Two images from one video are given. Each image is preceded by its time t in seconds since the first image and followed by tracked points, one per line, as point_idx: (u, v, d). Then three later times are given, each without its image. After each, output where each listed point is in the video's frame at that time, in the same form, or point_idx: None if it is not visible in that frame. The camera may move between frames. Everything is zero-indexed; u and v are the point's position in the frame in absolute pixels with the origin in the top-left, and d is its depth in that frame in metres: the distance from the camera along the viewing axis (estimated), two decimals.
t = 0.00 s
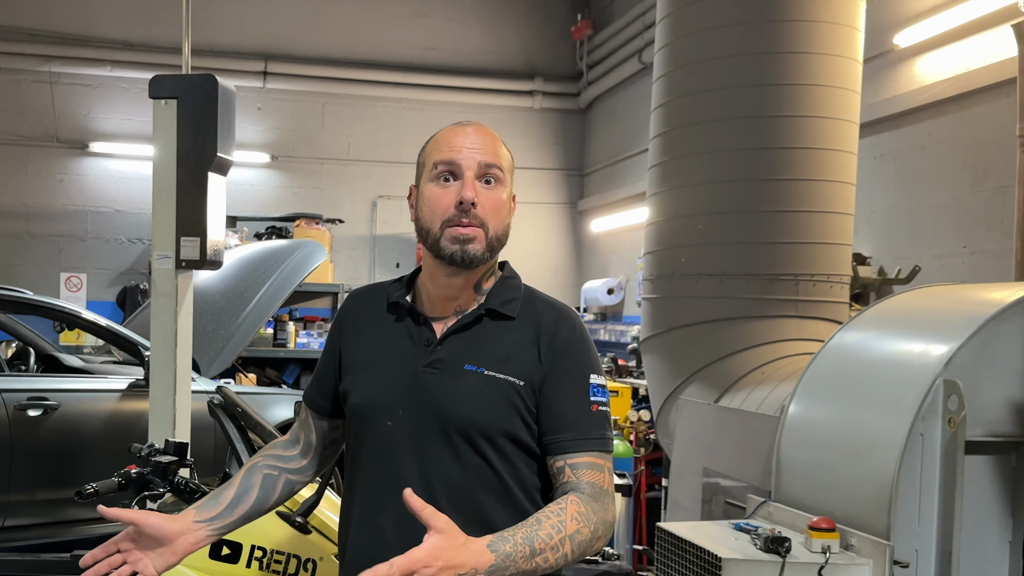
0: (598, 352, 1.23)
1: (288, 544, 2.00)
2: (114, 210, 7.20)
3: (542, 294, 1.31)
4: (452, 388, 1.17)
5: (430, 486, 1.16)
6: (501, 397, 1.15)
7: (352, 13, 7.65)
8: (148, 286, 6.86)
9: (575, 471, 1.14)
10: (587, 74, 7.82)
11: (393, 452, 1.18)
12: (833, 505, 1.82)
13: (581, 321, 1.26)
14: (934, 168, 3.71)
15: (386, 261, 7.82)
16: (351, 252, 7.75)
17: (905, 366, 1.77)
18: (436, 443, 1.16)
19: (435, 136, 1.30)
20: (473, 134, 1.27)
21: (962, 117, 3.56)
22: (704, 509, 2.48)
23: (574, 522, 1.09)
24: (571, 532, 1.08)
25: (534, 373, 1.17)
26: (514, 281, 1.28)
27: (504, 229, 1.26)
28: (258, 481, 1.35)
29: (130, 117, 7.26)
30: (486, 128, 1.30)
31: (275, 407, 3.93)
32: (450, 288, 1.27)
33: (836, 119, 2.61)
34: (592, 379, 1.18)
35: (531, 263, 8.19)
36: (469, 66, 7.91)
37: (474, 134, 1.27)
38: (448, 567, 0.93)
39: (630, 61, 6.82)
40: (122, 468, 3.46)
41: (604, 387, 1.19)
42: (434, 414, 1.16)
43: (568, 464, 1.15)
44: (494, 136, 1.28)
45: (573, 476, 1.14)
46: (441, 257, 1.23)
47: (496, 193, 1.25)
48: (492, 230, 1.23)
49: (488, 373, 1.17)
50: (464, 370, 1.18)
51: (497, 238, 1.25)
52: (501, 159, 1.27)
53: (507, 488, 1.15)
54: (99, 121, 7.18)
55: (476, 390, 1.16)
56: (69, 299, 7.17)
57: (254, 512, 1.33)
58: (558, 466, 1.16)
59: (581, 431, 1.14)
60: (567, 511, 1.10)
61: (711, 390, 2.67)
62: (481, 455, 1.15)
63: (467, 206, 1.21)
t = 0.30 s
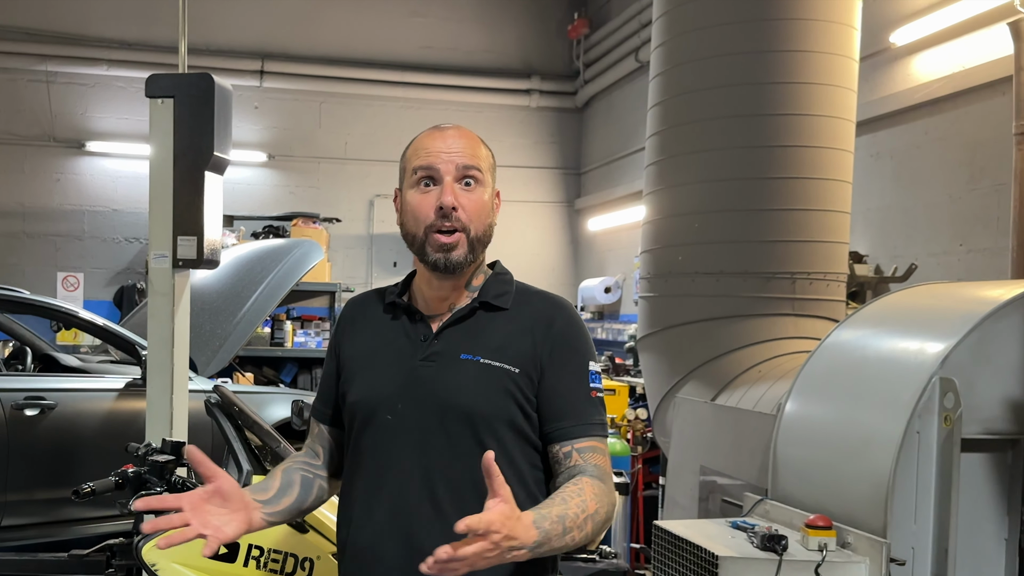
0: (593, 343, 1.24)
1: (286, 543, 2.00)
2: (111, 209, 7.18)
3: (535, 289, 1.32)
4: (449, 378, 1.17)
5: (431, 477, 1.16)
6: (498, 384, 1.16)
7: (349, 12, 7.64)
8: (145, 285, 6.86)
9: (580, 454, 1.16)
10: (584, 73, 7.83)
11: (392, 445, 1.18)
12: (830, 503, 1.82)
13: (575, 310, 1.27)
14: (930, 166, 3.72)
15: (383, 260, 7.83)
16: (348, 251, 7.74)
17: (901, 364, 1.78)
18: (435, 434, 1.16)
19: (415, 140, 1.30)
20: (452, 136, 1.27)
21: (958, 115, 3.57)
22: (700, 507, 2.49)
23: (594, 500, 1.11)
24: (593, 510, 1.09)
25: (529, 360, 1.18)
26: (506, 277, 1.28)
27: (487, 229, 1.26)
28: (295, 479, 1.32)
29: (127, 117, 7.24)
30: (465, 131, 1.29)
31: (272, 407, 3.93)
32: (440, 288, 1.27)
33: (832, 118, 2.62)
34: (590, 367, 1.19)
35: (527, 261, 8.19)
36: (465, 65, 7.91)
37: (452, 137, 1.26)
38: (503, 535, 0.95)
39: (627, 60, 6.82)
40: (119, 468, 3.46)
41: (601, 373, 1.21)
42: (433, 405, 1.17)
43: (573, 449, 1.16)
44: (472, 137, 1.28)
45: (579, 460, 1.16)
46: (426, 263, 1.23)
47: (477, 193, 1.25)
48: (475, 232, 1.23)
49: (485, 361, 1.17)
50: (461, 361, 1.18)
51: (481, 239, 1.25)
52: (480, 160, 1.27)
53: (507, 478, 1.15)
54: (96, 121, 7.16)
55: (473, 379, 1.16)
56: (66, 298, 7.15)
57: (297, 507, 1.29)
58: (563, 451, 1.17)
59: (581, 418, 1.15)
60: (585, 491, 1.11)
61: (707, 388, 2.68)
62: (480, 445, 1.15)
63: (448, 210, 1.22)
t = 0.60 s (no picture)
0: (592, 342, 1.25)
1: (284, 543, 2.01)
2: (108, 207, 7.17)
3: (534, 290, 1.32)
4: (453, 379, 1.17)
5: (435, 476, 1.15)
6: (501, 385, 1.16)
7: (347, 10, 7.63)
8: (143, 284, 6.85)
9: (582, 455, 1.17)
10: (582, 71, 7.82)
11: (396, 445, 1.17)
12: (830, 502, 1.82)
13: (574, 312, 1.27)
14: (928, 165, 3.72)
15: (381, 258, 7.82)
16: (347, 250, 7.73)
17: (900, 363, 1.78)
18: (438, 433, 1.16)
19: (411, 144, 1.30)
20: (449, 140, 1.26)
21: (956, 113, 3.57)
22: (700, 505, 2.50)
23: (598, 500, 1.12)
24: (598, 508, 1.12)
25: (531, 362, 1.18)
26: (505, 278, 1.28)
27: (485, 232, 1.26)
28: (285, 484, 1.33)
29: (124, 115, 7.22)
30: (461, 134, 1.29)
31: (270, 405, 3.92)
32: (439, 290, 1.27)
33: (830, 116, 2.62)
34: (589, 368, 1.19)
35: (526, 260, 8.19)
36: (463, 63, 7.90)
37: (449, 140, 1.26)
38: (515, 538, 0.96)
39: (625, 58, 6.82)
40: (117, 467, 3.45)
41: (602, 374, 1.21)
42: (436, 405, 1.16)
43: (575, 449, 1.17)
44: (468, 140, 1.27)
45: (582, 462, 1.16)
46: (426, 266, 1.23)
47: (475, 197, 1.25)
48: (473, 235, 1.23)
49: (487, 362, 1.17)
50: (463, 361, 1.18)
51: (480, 241, 1.25)
52: (476, 163, 1.26)
53: (509, 476, 1.15)
54: (93, 119, 7.14)
55: (476, 380, 1.16)
56: (63, 297, 7.13)
57: (288, 515, 1.31)
58: (565, 452, 1.18)
59: (581, 418, 1.16)
60: (588, 490, 1.12)
61: (705, 387, 2.67)
62: (484, 444, 1.15)
63: (447, 214, 1.21)
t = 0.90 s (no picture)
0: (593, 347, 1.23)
1: (279, 540, 2.00)
2: (105, 206, 7.15)
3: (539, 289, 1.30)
4: (449, 381, 1.17)
5: (432, 479, 1.17)
6: (498, 388, 1.16)
7: (344, 9, 7.63)
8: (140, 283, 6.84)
9: (569, 456, 1.13)
10: (579, 71, 7.82)
11: (395, 447, 1.19)
12: (825, 501, 1.83)
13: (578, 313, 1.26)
14: (924, 164, 3.74)
15: (378, 257, 7.81)
16: (343, 248, 7.73)
17: (895, 362, 1.79)
18: (435, 436, 1.17)
19: (399, 148, 1.30)
20: (438, 138, 1.27)
21: (951, 113, 3.58)
22: (695, 504, 2.51)
23: (563, 501, 1.07)
24: (559, 507, 1.07)
25: (528, 365, 1.17)
26: (507, 276, 1.27)
27: (486, 222, 1.26)
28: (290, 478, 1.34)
29: (121, 113, 7.20)
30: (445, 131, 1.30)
31: (266, 404, 3.92)
32: (442, 287, 1.26)
33: (826, 116, 2.63)
34: (585, 368, 1.17)
35: (522, 259, 8.20)
36: (460, 62, 7.90)
37: (436, 138, 1.27)
38: (427, 526, 0.95)
39: (622, 57, 6.82)
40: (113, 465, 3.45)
41: (598, 375, 1.17)
42: (432, 407, 1.17)
43: (562, 449, 1.13)
44: (456, 136, 1.28)
45: (568, 461, 1.12)
46: (433, 262, 1.22)
47: (471, 188, 1.25)
48: (475, 225, 1.24)
49: (484, 365, 1.17)
50: (460, 364, 1.18)
51: (482, 231, 1.25)
52: (467, 157, 1.27)
53: (506, 478, 1.16)
54: (89, 117, 7.12)
55: (472, 382, 1.16)
56: (59, 295, 7.12)
57: (292, 508, 1.31)
58: (552, 452, 1.15)
59: (570, 419, 1.14)
60: (555, 489, 1.08)
61: (701, 386, 2.68)
62: (481, 446, 1.16)
63: (447, 207, 1.22)
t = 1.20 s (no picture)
0: (581, 347, 1.19)
1: (277, 539, 2.00)
2: (101, 203, 7.14)
3: (533, 285, 1.26)
4: (435, 384, 1.16)
5: (422, 482, 1.17)
6: (481, 390, 1.14)
7: (341, 7, 7.62)
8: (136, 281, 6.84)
9: (512, 450, 1.09)
10: (576, 69, 7.83)
11: (386, 451, 1.19)
12: (820, 500, 1.84)
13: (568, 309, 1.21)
14: (920, 164, 3.75)
15: (375, 255, 7.80)
16: (340, 247, 7.72)
17: (892, 361, 1.79)
18: (423, 439, 1.17)
19: (394, 153, 1.25)
20: (434, 147, 1.22)
21: (948, 113, 3.59)
22: (690, 502, 2.52)
23: (472, 495, 1.05)
24: (462, 500, 1.04)
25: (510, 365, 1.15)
26: (503, 277, 1.24)
27: (485, 231, 1.25)
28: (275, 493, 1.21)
29: (117, 110, 7.18)
30: (439, 135, 1.25)
31: (263, 402, 3.92)
32: (436, 291, 1.25)
33: (823, 115, 2.64)
34: (551, 364, 1.13)
35: (519, 258, 8.21)
36: (457, 61, 7.90)
37: (431, 146, 1.22)
38: (320, 504, 1.04)
39: (619, 56, 6.83)
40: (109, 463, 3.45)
41: (565, 370, 1.13)
42: (419, 410, 1.17)
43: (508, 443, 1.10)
44: (453, 142, 1.24)
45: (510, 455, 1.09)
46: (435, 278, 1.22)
47: (469, 199, 1.23)
48: (473, 238, 1.23)
49: (467, 367, 1.15)
50: (444, 366, 1.16)
51: (480, 241, 1.24)
52: (464, 165, 1.24)
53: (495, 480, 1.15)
54: (85, 115, 7.10)
55: (456, 384, 1.15)
56: (56, 293, 7.11)
57: (277, 517, 1.18)
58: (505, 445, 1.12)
59: (533, 417, 1.09)
60: (469, 483, 1.06)
61: (696, 384, 2.69)
62: (467, 449, 1.15)
63: (446, 224, 1.20)
